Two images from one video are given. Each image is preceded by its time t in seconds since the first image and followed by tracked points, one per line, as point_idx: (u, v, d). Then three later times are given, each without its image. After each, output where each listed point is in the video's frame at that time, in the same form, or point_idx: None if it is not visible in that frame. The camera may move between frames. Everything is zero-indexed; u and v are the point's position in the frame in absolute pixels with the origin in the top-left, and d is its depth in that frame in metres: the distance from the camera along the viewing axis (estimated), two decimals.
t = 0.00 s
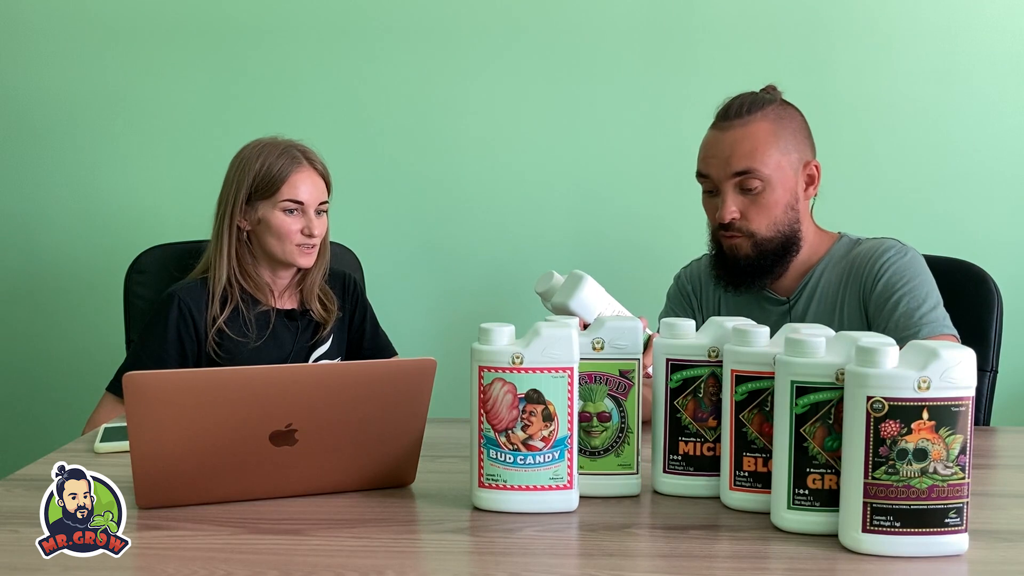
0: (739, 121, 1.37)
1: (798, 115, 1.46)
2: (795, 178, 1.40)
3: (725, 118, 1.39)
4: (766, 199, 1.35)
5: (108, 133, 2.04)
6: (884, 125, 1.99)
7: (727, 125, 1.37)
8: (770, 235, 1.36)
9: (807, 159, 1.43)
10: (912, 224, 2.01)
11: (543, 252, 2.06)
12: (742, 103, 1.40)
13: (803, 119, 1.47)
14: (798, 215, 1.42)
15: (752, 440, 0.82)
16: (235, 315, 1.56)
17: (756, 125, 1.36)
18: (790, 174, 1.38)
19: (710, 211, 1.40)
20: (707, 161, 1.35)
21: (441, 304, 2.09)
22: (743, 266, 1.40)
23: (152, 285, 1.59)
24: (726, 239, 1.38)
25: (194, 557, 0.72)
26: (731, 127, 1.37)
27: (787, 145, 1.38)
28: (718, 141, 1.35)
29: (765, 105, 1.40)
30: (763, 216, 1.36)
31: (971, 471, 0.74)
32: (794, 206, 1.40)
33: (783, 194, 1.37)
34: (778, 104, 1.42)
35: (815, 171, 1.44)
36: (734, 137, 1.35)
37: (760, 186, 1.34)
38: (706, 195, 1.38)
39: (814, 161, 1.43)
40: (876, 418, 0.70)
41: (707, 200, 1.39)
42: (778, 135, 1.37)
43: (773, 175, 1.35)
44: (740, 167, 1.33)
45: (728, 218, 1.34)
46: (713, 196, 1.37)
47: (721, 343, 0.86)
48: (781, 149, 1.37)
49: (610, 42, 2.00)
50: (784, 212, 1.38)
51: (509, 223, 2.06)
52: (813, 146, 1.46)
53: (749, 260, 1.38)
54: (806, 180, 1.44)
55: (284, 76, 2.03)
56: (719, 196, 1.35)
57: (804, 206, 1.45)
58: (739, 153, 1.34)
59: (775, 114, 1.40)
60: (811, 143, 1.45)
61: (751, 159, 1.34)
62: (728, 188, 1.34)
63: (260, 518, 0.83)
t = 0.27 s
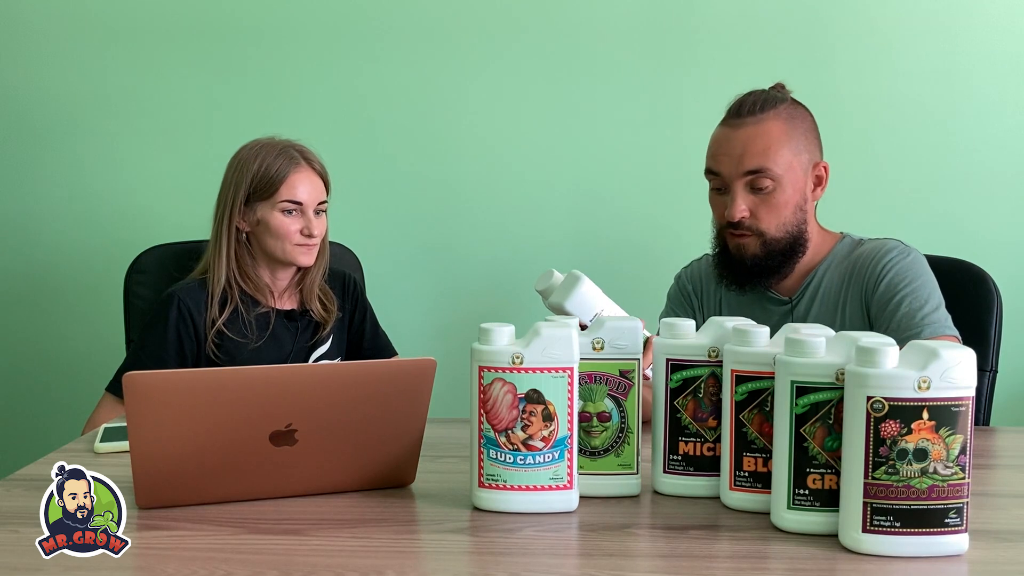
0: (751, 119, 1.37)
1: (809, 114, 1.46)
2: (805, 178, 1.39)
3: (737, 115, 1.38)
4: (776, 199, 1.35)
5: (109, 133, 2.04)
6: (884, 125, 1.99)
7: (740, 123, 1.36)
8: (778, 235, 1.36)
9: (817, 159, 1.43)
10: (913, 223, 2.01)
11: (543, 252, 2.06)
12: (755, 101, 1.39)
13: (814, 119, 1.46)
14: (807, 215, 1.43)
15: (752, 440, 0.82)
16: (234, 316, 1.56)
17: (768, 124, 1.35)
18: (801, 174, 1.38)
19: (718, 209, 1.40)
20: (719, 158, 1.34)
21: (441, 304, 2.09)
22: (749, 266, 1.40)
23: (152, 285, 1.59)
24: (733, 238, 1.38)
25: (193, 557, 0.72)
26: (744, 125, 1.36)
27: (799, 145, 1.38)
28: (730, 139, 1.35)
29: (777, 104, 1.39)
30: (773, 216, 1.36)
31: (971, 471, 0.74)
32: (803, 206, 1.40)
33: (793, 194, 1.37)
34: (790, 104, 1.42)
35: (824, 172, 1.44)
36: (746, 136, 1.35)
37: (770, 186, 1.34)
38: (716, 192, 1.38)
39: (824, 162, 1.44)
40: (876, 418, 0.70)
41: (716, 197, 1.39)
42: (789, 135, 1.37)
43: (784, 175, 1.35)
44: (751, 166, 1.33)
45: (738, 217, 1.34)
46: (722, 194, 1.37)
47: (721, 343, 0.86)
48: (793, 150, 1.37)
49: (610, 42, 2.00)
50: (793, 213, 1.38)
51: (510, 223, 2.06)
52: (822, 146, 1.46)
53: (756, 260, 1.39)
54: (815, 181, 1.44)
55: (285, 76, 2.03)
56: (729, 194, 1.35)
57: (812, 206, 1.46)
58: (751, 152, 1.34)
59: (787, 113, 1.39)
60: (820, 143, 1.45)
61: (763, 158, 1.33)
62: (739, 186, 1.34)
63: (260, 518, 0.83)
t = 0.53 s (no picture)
0: (758, 124, 1.35)
1: (812, 116, 1.45)
2: (811, 183, 1.39)
3: (743, 119, 1.37)
4: (785, 205, 1.34)
5: (108, 133, 2.04)
6: (884, 126, 1.99)
7: (747, 129, 1.35)
8: (786, 241, 1.36)
9: (821, 163, 1.43)
10: (913, 223, 2.01)
11: (543, 252, 2.06)
12: (760, 104, 1.38)
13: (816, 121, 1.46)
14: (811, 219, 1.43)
15: (752, 440, 0.82)
16: (234, 317, 1.56)
17: (776, 130, 1.34)
18: (807, 180, 1.38)
19: (722, 213, 1.39)
20: (726, 164, 1.33)
21: (441, 304, 2.09)
22: (756, 272, 1.40)
23: (152, 285, 1.59)
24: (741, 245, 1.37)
25: (193, 557, 0.72)
26: (752, 130, 1.35)
27: (805, 150, 1.38)
28: (738, 144, 1.33)
29: (783, 108, 1.39)
30: (782, 222, 1.35)
31: (971, 471, 0.74)
32: (808, 211, 1.40)
33: (800, 200, 1.37)
34: (795, 107, 1.41)
35: (827, 176, 1.46)
36: (754, 141, 1.33)
37: (780, 192, 1.33)
38: (720, 198, 1.36)
39: (828, 166, 1.45)
40: (876, 418, 0.70)
41: (720, 202, 1.37)
42: (797, 140, 1.36)
43: (791, 181, 1.34)
44: (759, 172, 1.32)
45: (745, 224, 1.33)
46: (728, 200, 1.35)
47: (721, 343, 0.86)
48: (801, 155, 1.36)
49: (610, 42, 2.00)
50: (799, 219, 1.37)
51: (509, 223, 2.06)
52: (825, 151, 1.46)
53: (762, 266, 1.38)
54: (818, 184, 1.45)
55: (285, 76, 2.03)
56: (735, 200, 1.34)
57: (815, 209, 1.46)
58: (760, 158, 1.32)
59: (793, 117, 1.39)
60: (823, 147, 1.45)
61: (772, 164, 1.33)
62: (746, 193, 1.32)
63: (260, 518, 0.83)
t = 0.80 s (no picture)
0: (781, 117, 1.37)
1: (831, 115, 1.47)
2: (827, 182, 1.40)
3: (767, 110, 1.38)
4: (801, 200, 1.35)
5: (108, 133, 2.04)
6: (883, 126, 1.99)
7: (770, 120, 1.36)
8: (800, 236, 1.37)
9: (838, 163, 1.44)
10: (913, 223, 2.01)
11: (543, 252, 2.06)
12: (785, 98, 1.39)
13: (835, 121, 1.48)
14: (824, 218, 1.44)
15: (752, 440, 0.82)
16: (234, 317, 1.56)
17: (799, 124, 1.36)
18: (824, 177, 1.39)
19: (735, 205, 1.40)
20: (747, 154, 1.34)
21: (441, 304, 2.09)
22: (765, 266, 1.40)
23: (151, 285, 1.59)
24: (752, 236, 1.38)
25: (193, 557, 0.72)
26: (775, 122, 1.36)
27: (825, 148, 1.39)
28: (760, 135, 1.35)
29: (807, 103, 1.40)
30: (797, 217, 1.36)
31: (971, 472, 0.74)
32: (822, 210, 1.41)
33: (816, 197, 1.38)
34: (818, 105, 1.42)
35: (841, 176, 1.47)
36: (776, 134, 1.35)
37: (797, 186, 1.34)
38: (736, 188, 1.37)
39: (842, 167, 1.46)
40: (876, 418, 0.70)
41: (735, 193, 1.39)
42: (818, 137, 1.37)
43: (810, 177, 1.36)
44: (779, 166, 1.34)
45: (761, 216, 1.34)
46: (744, 190, 1.37)
47: (721, 343, 0.86)
48: (821, 151, 1.37)
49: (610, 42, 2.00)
50: (815, 216, 1.38)
51: (509, 223, 2.05)
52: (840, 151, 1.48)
53: (773, 261, 1.39)
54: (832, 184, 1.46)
55: (284, 75, 2.03)
56: (752, 191, 1.35)
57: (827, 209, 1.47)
58: (780, 150, 1.34)
59: (816, 114, 1.40)
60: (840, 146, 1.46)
61: (792, 158, 1.34)
62: (764, 185, 1.34)
63: (260, 518, 0.83)
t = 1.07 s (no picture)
0: (801, 115, 1.37)
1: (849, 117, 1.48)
2: (841, 184, 1.41)
3: (786, 108, 1.38)
4: (816, 201, 1.35)
5: (108, 133, 2.04)
6: (883, 126, 1.99)
7: (790, 118, 1.37)
8: (812, 237, 1.37)
9: (853, 166, 1.45)
10: (913, 222, 2.01)
11: (543, 251, 2.06)
12: (805, 97, 1.40)
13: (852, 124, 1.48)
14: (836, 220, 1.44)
15: (751, 440, 0.82)
16: (234, 317, 1.56)
17: (818, 124, 1.36)
18: (839, 179, 1.39)
19: (750, 202, 1.40)
20: (765, 151, 1.35)
21: (441, 303, 2.09)
22: (775, 265, 1.41)
23: (151, 285, 1.59)
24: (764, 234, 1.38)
25: (193, 557, 0.72)
26: (795, 120, 1.37)
27: (841, 149, 1.39)
28: (779, 132, 1.35)
29: (826, 104, 1.40)
30: (811, 218, 1.36)
31: (971, 472, 0.74)
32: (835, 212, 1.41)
33: (831, 198, 1.38)
34: (837, 106, 1.43)
35: (854, 179, 1.47)
36: (795, 132, 1.35)
37: (814, 186, 1.34)
38: (752, 185, 1.37)
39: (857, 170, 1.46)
40: (876, 419, 0.70)
41: (752, 190, 1.39)
42: (835, 138, 1.38)
43: (826, 177, 1.36)
44: (795, 164, 1.34)
45: (775, 214, 1.34)
46: (760, 187, 1.37)
47: (721, 343, 0.86)
48: (838, 152, 1.38)
49: (610, 42, 2.00)
50: (828, 218, 1.38)
51: (509, 223, 2.05)
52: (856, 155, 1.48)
53: (784, 261, 1.39)
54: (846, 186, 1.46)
55: (285, 75, 2.03)
56: (767, 188, 1.36)
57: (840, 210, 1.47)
58: (798, 149, 1.34)
59: (834, 115, 1.41)
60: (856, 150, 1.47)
61: (810, 157, 1.34)
62: (780, 182, 1.34)
63: (260, 518, 0.83)
